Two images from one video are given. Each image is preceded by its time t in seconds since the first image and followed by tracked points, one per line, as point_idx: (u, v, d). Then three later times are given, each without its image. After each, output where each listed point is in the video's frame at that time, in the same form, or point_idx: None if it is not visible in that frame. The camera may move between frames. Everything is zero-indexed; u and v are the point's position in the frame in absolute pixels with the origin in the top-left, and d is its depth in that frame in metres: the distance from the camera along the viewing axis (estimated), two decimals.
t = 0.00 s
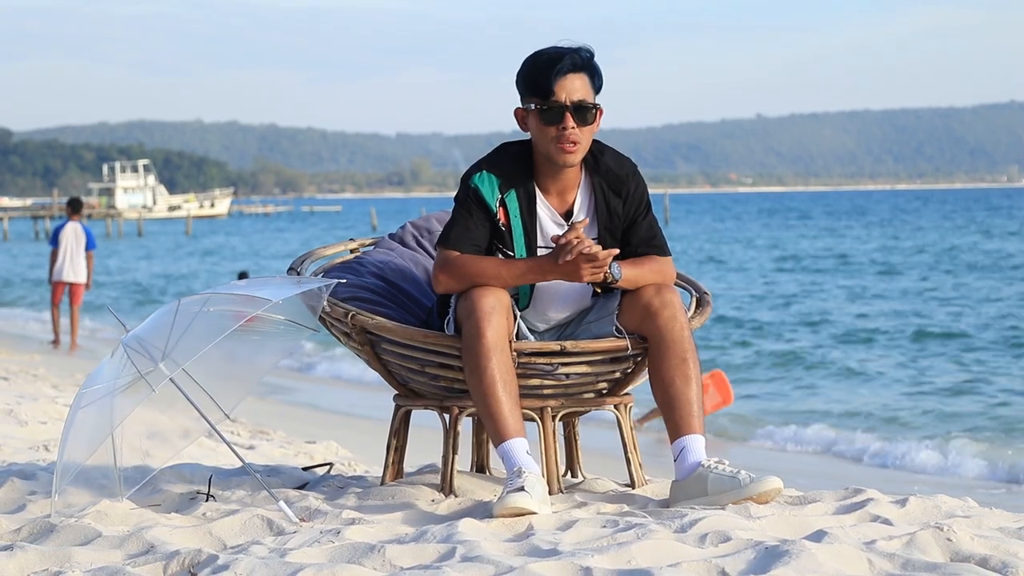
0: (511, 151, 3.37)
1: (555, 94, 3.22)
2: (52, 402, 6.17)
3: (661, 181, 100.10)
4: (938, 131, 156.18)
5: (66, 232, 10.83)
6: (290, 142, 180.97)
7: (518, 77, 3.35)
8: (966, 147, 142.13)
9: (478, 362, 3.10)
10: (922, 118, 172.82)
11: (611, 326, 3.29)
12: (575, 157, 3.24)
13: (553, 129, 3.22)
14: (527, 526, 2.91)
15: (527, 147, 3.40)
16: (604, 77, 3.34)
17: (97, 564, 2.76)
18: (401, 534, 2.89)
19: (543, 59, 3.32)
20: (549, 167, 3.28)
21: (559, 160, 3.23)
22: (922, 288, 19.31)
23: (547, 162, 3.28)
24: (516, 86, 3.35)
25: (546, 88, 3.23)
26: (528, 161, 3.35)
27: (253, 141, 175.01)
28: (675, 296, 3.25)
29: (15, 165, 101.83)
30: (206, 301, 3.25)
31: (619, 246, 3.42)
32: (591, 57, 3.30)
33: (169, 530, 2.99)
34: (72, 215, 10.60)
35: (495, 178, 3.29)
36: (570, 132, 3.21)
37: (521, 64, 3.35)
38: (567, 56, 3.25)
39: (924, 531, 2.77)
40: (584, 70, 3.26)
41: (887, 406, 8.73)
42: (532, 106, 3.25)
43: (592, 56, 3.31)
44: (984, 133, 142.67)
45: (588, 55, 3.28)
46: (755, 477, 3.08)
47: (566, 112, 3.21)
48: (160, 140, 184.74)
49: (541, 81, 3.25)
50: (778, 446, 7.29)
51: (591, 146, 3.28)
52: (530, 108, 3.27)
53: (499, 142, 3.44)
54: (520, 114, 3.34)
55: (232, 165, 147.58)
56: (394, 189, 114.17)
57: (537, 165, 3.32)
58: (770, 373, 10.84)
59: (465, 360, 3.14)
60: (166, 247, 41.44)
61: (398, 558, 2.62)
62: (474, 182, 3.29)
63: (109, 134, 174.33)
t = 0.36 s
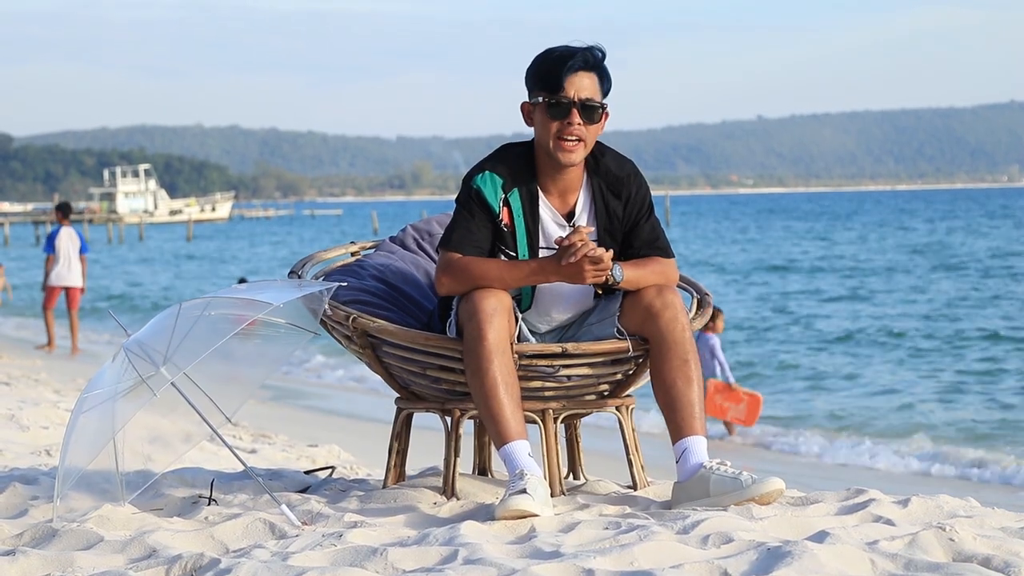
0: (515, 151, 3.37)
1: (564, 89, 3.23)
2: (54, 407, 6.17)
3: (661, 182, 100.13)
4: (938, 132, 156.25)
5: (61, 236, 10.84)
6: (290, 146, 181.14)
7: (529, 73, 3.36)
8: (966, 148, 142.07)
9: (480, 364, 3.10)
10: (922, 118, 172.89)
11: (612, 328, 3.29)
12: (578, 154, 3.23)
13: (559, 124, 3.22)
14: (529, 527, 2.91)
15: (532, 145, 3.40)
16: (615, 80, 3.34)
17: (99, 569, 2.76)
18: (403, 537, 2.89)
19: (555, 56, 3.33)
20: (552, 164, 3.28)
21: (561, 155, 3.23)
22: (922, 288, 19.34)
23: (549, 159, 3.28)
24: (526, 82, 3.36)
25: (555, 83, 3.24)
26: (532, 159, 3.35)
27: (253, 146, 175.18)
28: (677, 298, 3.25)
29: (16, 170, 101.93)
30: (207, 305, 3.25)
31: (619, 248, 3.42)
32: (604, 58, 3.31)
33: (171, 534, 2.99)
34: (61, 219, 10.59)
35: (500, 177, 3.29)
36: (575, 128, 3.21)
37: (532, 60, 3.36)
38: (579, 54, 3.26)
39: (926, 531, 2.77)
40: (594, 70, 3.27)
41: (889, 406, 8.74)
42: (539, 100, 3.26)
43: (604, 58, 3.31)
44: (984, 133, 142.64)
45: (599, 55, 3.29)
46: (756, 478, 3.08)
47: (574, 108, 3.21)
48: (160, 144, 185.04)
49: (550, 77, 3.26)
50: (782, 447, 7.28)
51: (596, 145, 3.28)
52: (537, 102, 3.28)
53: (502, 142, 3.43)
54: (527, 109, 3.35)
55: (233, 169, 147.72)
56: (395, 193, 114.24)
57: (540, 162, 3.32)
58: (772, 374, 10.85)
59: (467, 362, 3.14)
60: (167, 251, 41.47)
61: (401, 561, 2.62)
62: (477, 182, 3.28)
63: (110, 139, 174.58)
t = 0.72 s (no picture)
0: (514, 151, 3.39)
1: (545, 87, 3.24)
2: (54, 411, 6.17)
3: (661, 186, 100.14)
4: (937, 136, 156.34)
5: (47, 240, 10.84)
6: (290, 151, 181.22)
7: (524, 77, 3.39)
8: (966, 152, 142.04)
9: (479, 368, 3.10)
10: (922, 122, 173.04)
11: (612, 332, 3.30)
12: (562, 151, 3.23)
13: (541, 121, 3.23)
14: (529, 532, 2.91)
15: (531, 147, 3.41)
16: (609, 78, 3.31)
17: (98, 573, 2.76)
18: (403, 541, 2.89)
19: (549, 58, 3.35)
20: (542, 161, 3.28)
21: (545, 152, 3.24)
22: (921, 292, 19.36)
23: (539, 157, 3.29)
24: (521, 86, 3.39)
25: (538, 81, 3.26)
26: (528, 159, 3.36)
27: (253, 150, 175.27)
28: (676, 302, 3.25)
29: (15, 175, 101.95)
30: (207, 309, 3.25)
31: (619, 250, 3.42)
32: (594, 56, 3.29)
33: (171, 538, 2.99)
34: (45, 225, 10.60)
35: (498, 176, 3.30)
36: (556, 124, 3.21)
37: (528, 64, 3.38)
38: (565, 53, 3.26)
39: (926, 534, 2.77)
40: (580, 67, 3.26)
41: (889, 409, 8.74)
42: (524, 99, 3.28)
43: (595, 57, 3.30)
44: (984, 137, 142.63)
45: (588, 54, 3.28)
46: (756, 482, 3.07)
47: (553, 104, 3.21)
48: (160, 149, 185.13)
49: (536, 76, 3.27)
50: (782, 450, 7.28)
51: (582, 142, 3.26)
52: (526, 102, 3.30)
53: (502, 143, 3.44)
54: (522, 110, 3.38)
55: (233, 174, 147.71)
56: (395, 197, 114.27)
57: (533, 162, 3.33)
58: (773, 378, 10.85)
59: (467, 366, 3.14)
60: (167, 255, 41.44)
61: (401, 565, 2.62)
62: (478, 182, 3.29)
63: (110, 143, 174.69)
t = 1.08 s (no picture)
0: (511, 154, 3.39)
1: (545, 96, 3.22)
2: (54, 415, 6.16)
3: (661, 189, 100.21)
4: (937, 140, 156.52)
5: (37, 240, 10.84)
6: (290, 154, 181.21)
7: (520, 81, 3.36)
8: (966, 155, 141.94)
9: (478, 371, 3.11)
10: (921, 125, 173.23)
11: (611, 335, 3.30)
12: (561, 159, 3.23)
13: (540, 129, 3.22)
14: (529, 535, 2.91)
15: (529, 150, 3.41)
16: (606, 82, 3.30)
17: None
18: (402, 544, 2.89)
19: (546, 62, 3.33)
20: (541, 169, 3.29)
21: (544, 160, 3.24)
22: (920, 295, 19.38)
23: (537, 165, 3.29)
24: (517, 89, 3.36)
25: (536, 88, 3.24)
26: (526, 164, 3.36)
27: (253, 154, 175.30)
28: (677, 305, 3.25)
29: (15, 177, 101.89)
30: (207, 313, 3.26)
31: (618, 252, 3.43)
32: (592, 61, 3.27)
33: (171, 542, 2.99)
34: (34, 226, 10.60)
35: (492, 182, 3.30)
36: (557, 134, 3.21)
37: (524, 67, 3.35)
38: (563, 59, 3.24)
39: (925, 538, 2.77)
40: (579, 75, 3.24)
41: (889, 412, 8.75)
42: (522, 106, 3.27)
43: (593, 61, 3.28)
44: (984, 141, 142.57)
45: (586, 60, 3.26)
46: (756, 485, 3.07)
47: (553, 114, 3.20)
48: (160, 152, 185.23)
49: (534, 83, 3.25)
50: (783, 454, 7.28)
51: (581, 149, 3.26)
52: (524, 107, 3.29)
53: (498, 147, 3.44)
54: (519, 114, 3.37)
55: (233, 176, 147.76)
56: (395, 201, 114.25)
57: (531, 168, 3.33)
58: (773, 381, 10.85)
59: (466, 369, 3.14)
60: (166, 258, 41.46)
61: (400, 568, 2.62)
62: (473, 188, 3.29)
63: (110, 147, 174.76)
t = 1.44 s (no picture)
0: (510, 159, 3.39)
1: (552, 100, 3.22)
2: (53, 419, 6.17)
3: (659, 190, 100.32)
4: (935, 140, 156.68)
5: (29, 244, 10.87)
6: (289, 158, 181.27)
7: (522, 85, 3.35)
8: (964, 154, 142.02)
9: (477, 373, 3.11)
10: (920, 125, 173.33)
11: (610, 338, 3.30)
12: (566, 164, 3.24)
13: (546, 134, 3.22)
14: (529, 537, 2.91)
15: (528, 154, 3.41)
16: (607, 87, 3.32)
17: None
18: (403, 547, 2.89)
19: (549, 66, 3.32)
20: (544, 174, 3.29)
21: (550, 166, 3.24)
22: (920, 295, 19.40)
23: (541, 169, 3.29)
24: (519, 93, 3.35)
25: (542, 93, 3.24)
26: (526, 168, 3.36)
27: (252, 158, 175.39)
28: (677, 306, 3.25)
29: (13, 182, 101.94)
30: (206, 317, 3.26)
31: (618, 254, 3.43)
32: (594, 65, 3.28)
33: (171, 546, 2.99)
34: (25, 230, 10.63)
35: (492, 188, 3.30)
36: (564, 139, 3.21)
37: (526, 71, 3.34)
38: (569, 64, 3.24)
39: (925, 538, 2.77)
40: (585, 79, 3.25)
41: (887, 412, 8.75)
42: (528, 110, 3.26)
43: (595, 65, 3.29)
44: (982, 141, 142.61)
45: (591, 65, 3.27)
46: (756, 486, 3.07)
47: (561, 119, 3.21)
48: (159, 156, 185.33)
49: (539, 87, 3.25)
50: (783, 454, 7.29)
51: (585, 154, 3.27)
52: (528, 112, 3.28)
53: (496, 152, 3.43)
54: (521, 117, 3.36)
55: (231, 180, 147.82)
56: (394, 204, 114.30)
57: (534, 172, 3.33)
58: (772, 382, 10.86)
59: (465, 372, 3.14)
60: (166, 262, 41.49)
61: (400, 571, 2.61)
62: (471, 194, 3.29)
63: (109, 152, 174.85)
